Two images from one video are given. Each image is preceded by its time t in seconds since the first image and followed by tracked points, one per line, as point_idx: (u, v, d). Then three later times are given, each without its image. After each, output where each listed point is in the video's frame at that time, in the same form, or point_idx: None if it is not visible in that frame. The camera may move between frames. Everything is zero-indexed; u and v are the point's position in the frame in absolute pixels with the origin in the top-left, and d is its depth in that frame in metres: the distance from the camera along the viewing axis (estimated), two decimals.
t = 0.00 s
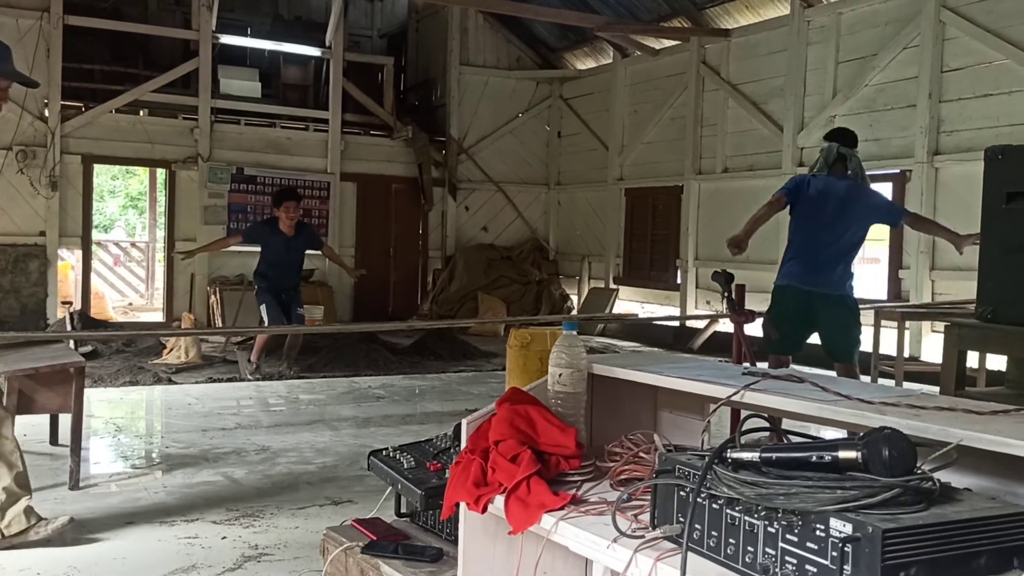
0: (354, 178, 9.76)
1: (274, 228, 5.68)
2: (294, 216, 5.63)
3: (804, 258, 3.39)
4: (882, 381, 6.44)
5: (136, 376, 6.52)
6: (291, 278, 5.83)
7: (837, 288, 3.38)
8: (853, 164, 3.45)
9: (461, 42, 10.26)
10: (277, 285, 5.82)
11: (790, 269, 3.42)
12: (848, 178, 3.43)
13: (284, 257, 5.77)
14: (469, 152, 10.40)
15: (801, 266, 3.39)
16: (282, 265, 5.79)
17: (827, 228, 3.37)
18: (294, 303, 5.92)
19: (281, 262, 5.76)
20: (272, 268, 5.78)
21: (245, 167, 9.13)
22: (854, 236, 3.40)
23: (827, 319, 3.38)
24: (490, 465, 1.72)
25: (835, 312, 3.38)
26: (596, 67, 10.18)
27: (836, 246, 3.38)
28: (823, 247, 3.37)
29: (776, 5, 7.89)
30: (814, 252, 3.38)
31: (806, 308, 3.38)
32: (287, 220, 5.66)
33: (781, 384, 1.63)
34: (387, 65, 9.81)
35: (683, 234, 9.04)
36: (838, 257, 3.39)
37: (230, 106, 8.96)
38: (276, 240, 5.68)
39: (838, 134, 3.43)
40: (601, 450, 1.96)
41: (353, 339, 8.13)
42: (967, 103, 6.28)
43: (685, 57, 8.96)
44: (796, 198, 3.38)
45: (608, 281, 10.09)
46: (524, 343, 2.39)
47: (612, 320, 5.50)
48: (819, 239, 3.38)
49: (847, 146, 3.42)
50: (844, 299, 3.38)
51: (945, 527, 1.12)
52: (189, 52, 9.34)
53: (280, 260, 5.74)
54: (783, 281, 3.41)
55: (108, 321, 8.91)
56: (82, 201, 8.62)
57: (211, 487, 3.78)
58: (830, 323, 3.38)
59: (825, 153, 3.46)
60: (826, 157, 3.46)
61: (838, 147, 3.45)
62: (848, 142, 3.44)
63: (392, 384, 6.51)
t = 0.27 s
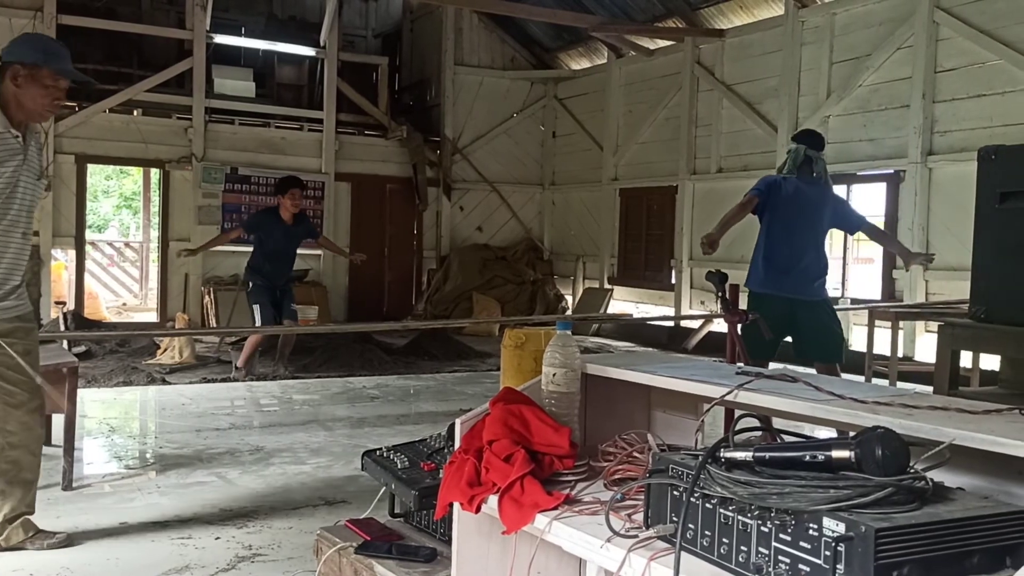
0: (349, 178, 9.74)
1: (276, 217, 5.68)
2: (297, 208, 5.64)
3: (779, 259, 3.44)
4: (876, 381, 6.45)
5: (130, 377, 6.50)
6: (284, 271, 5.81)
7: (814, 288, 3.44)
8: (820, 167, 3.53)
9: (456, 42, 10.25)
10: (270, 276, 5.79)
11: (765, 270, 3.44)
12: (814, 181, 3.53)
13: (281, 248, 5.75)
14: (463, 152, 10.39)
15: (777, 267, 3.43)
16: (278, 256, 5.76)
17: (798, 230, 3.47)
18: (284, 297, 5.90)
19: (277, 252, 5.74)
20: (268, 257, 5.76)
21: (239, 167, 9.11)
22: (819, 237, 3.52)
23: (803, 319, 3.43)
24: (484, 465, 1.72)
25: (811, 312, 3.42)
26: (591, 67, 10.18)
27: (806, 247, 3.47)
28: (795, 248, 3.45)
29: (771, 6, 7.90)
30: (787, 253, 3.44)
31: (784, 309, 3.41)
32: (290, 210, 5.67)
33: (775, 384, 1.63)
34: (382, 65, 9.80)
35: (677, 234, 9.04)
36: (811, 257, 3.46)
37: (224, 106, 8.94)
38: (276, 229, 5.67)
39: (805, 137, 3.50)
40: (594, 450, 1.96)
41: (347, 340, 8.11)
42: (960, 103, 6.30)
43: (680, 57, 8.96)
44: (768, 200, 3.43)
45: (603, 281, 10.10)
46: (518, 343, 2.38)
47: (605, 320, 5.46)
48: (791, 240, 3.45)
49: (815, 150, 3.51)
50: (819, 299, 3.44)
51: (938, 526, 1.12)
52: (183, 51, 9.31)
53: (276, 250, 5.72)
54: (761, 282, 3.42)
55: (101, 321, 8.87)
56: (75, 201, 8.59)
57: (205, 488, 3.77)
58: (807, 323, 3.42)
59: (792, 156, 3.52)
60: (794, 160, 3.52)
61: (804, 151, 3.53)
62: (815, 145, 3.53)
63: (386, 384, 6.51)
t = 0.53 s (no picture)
0: (346, 178, 9.75)
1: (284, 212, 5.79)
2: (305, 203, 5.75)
3: (763, 258, 3.48)
4: (873, 380, 6.46)
5: (128, 376, 6.51)
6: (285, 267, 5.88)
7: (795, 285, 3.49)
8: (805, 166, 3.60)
9: (453, 42, 10.26)
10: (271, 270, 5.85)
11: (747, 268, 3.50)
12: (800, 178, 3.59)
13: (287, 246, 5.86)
14: (460, 152, 10.40)
15: (760, 266, 3.47)
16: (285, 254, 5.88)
17: (784, 228, 3.49)
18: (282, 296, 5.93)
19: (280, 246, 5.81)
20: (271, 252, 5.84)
21: (236, 167, 9.11)
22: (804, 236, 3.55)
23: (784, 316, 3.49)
24: (481, 464, 1.72)
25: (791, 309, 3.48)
26: (588, 67, 10.19)
27: (791, 244, 3.50)
28: (779, 246, 3.48)
29: (767, 6, 7.91)
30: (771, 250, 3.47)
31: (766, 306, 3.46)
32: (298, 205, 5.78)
33: (772, 383, 1.64)
34: (379, 66, 9.80)
35: (675, 233, 9.05)
36: (794, 255, 3.50)
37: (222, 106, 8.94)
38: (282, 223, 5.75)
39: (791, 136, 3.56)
40: (591, 449, 1.97)
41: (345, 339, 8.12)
42: (957, 103, 6.31)
43: (677, 58, 8.98)
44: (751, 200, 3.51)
45: (600, 281, 10.10)
46: (515, 342, 2.39)
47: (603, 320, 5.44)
48: (776, 238, 3.48)
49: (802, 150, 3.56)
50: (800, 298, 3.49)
51: (932, 524, 1.12)
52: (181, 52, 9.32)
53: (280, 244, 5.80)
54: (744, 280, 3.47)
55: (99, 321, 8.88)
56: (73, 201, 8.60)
57: (202, 487, 3.78)
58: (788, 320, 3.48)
59: (779, 155, 3.58)
60: (778, 159, 3.59)
61: (789, 149, 3.58)
62: (799, 146, 3.59)
63: (383, 384, 6.51)
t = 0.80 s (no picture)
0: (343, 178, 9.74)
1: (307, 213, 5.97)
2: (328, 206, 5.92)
3: (762, 256, 3.51)
4: (870, 381, 6.47)
5: (125, 377, 6.50)
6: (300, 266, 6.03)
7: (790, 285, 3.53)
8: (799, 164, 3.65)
9: (451, 43, 10.26)
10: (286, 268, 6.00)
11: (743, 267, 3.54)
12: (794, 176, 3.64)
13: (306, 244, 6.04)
14: (458, 153, 10.39)
15: (758, 264, 3.50)
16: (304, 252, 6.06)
17: (781, 227, 3.53)
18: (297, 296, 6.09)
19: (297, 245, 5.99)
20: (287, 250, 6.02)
21: (234, 167, 9.11)
22: (800, 236, 3.60)
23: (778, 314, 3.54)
24: (480, 465, 1.72)
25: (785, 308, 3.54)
26: (586, 67, 10.20)
27: (787, 243, 3.54)
28: (776, 245, 3.51)
29: (764, 7, 7.92)
30: (769, 248, 3.50)
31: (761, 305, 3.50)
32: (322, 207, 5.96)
33: (771, 384, 1.64)
34: (377, 66, 9.80)
35: (672, 233, 9.05)
36: (790, 254, 3.54)
37: (219, 106, 8.93)
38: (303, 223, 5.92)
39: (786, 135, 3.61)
40: (590, 450, 1.97)
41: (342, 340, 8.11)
42: (954, 104, 6.32)
43: (674, 58, 8.99)
44: (749, 198, 3.54)
45: (597, 281, 10.11)
46: (513, 343, 2.40)
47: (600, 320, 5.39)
48: (773, 237, 3.52)
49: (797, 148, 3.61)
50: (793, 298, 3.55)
51: (931, 525, 1.12)
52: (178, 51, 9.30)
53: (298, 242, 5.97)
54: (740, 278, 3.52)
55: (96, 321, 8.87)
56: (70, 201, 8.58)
57: (200, 488, 3.77)
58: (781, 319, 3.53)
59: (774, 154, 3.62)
60: (775, 158, 3.62)
61: (784, 148, 3.63)
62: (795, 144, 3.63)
63: (381, 384, 6.50)
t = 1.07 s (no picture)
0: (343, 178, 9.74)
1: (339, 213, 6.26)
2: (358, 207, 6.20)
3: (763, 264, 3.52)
4: (871, 382, 6.47)
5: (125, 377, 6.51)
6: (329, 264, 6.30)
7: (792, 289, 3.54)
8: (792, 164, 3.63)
9: (451, 43, 10.26)
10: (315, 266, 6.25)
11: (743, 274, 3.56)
12: (789, 177, 3.62)
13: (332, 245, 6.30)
14: (458, 153, 10.39)
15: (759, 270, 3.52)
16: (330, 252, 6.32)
17: (780, 232, 3.53)
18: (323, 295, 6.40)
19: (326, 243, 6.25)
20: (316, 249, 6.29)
21: (233, 168, 9.11)
22: (802, 239, 3.59)
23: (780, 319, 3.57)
24: (481, 467, 1.72)
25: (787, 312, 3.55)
26: (586, 68, 10.20)
27: (788, 248, 3.54)
28: (777, 250, 3.52)
29: (765, 7, 7.92)
30: (769, 255, 3.51)
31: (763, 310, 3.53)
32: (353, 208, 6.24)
33: (772, 386, 1.64)
34: (377, 66, 9.81)
35: (672, 233, 9.05)
36: (792, 258, 3.55)
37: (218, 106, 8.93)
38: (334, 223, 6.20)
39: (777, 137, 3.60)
40: (591, 452, 1.97)
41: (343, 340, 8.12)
42: (954, 104, 6.32)
43: (674, 58, 8.99)
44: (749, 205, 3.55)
45: (597, 282, 10.12)
46: (513, 344, 2.40)
47: (601, 322, 5.30)
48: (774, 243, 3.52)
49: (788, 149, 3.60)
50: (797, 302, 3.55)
51: (931, 529, 1.12)
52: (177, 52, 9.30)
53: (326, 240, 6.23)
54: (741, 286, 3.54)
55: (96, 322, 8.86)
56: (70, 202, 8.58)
57: (200, 489, 3.77)
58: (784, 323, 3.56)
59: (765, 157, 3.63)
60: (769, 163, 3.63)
61: (776, 150, 3.63)
62: (791, 146, 3.62)
63: (381, 385, 6.50)
